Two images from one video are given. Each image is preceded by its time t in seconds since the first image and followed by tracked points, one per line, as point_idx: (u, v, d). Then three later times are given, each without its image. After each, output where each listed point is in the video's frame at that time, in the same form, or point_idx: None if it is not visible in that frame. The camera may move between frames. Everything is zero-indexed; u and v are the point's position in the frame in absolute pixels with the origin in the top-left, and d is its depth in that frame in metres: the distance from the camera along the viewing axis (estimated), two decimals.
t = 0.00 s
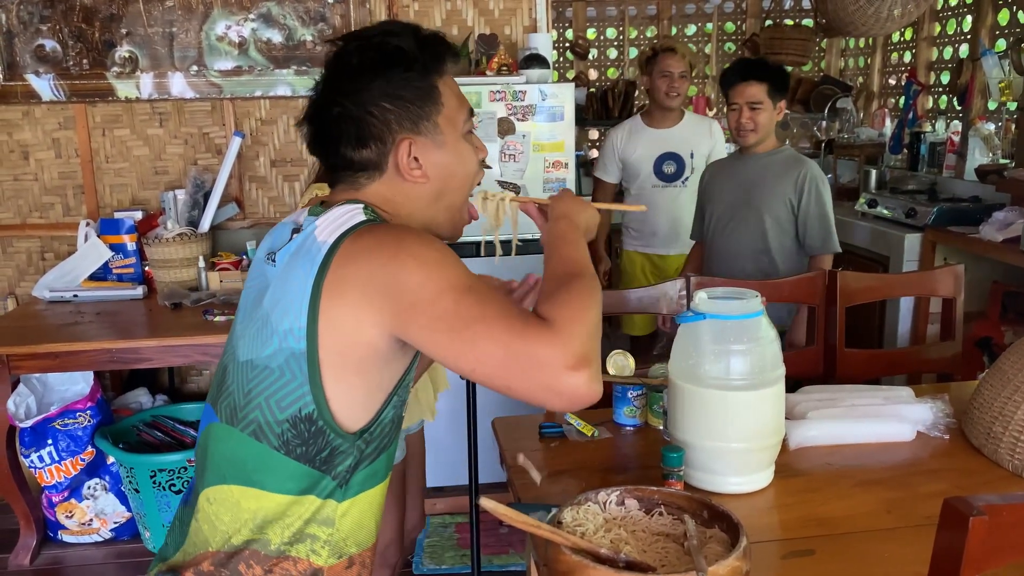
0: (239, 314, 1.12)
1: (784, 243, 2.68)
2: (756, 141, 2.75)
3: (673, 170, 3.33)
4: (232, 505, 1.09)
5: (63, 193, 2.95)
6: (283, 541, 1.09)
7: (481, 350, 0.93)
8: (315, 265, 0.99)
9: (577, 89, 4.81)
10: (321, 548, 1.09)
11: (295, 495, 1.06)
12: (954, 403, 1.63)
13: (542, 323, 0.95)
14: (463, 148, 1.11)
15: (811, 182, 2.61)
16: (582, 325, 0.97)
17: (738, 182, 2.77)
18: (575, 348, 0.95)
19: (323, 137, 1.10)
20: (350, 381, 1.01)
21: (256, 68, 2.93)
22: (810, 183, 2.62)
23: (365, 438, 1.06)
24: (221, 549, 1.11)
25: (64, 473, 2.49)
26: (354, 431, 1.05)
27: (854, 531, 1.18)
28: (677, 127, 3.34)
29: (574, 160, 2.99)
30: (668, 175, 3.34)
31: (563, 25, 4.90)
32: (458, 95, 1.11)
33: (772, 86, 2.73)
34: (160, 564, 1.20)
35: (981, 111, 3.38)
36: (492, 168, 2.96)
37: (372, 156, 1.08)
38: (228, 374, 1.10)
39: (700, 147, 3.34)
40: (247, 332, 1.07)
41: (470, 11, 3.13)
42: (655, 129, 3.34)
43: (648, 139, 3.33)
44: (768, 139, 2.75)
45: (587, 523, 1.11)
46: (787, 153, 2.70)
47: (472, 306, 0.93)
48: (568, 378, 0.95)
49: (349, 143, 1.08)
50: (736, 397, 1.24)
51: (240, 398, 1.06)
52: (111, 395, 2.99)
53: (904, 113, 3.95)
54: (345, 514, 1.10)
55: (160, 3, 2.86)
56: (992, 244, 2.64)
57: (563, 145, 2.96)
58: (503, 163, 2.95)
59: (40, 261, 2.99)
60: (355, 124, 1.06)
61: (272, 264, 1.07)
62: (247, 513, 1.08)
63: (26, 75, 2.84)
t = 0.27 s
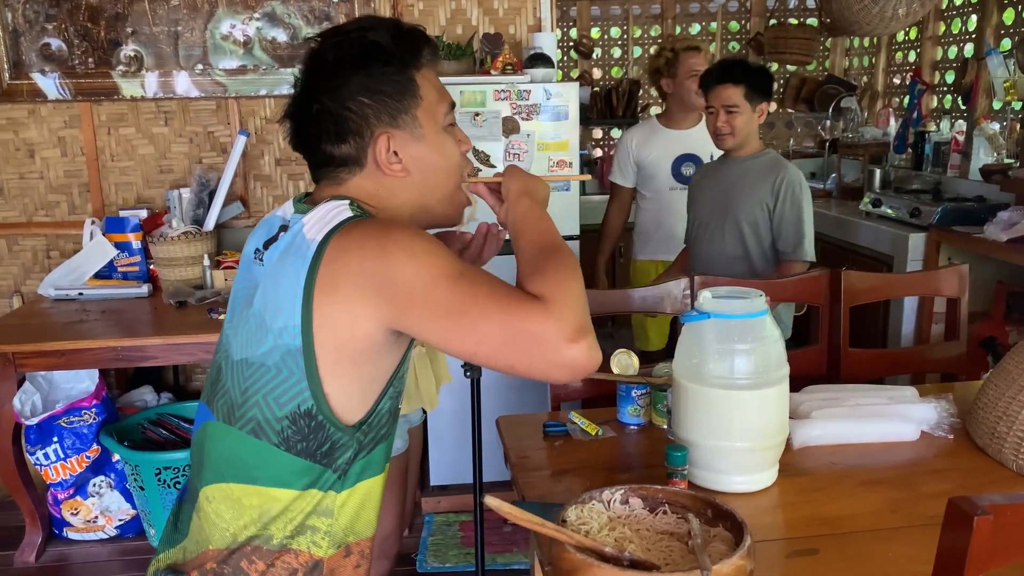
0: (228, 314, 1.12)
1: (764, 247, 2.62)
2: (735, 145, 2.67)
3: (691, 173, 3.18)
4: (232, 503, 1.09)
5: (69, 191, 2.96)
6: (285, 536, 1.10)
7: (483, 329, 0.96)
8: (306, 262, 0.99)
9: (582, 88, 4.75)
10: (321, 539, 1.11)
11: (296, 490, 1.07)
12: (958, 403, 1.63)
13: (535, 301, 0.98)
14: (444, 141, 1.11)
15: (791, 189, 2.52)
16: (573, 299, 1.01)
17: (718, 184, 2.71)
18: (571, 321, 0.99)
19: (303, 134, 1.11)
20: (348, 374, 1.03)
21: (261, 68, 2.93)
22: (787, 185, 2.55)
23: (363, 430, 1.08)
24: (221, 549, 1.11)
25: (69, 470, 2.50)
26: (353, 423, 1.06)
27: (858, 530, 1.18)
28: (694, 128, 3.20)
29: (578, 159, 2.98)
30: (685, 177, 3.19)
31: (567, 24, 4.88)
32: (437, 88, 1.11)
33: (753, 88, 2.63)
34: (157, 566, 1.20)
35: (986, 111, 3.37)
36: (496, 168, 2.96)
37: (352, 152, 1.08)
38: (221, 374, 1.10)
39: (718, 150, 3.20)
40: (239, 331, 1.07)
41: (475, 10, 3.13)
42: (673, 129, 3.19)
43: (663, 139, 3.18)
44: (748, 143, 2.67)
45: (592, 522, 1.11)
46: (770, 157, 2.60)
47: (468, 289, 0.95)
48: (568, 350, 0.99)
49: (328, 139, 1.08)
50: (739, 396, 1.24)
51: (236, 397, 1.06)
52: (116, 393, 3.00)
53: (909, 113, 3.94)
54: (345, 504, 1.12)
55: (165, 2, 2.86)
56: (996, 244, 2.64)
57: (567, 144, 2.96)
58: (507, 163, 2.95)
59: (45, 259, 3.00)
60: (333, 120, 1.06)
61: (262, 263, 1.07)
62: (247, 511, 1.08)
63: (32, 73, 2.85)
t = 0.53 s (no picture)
0: (216, 314, 1.12)
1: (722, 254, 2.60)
2: (688, 151, 2.66)
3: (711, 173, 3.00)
4: (232, 500, 1.09)
5: (76, 189, 2.97)
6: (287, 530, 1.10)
7: (478, 304, 0.95)
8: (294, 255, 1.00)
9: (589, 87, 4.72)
10: (323, 531, 1.11)
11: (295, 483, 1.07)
12: (965, 402, 1.63)
13: (526, 272, 0.98)
14: (426, 137, 1.11)
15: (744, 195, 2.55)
16: (564, 267, 1.01)
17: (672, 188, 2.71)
18: (565, 289, 0.99)
19: (286, 125, 1.10)
20: (343, 364, 1.03)
21: (268, 65, 2.94)
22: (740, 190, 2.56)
23: (360, 419, 1.09)
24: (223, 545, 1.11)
25: (77, 467, 2.52)
26: (349, 414, 1.07)
27: (866, 528, 1.18)
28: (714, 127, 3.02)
29: (585, 158, 2.98)
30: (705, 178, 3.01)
31: (574, 22, 4.84)
32: (422, 84, 1.12)
33: (708, 94, 2.65)
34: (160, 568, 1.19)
35: (994, 109, 3.35)
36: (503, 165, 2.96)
37: (334, 145, 1.08)
38: (214, 372, 1.10)
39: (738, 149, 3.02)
40: (228, 330, 1.07)
41: (481, 8, 3.13)
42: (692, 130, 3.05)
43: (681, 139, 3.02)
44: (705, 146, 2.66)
45: (598, 519, 1.11)
46: (722, 163, 2.62)
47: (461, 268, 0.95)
48: (563, 317, 0.98)
49: (311, 131, 1.08)
50: (746, 395, 1.24)
51: (229, 394, 1.06)
52: (123, 390, 3.01)
53: (916, 111, 3.91)
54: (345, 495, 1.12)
55: None
56: (1004, 243, 2.62)
57: (574, 143, 2.96)
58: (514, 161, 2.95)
59: (53, 257, 3.02)
60: (316, 111, 1.06)
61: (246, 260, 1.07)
62: (249, 506, 1.08)
63: (40, 71, 2.85)
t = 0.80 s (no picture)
0: (209, 314, 1.11)
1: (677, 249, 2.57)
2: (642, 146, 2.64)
3: (731, 176, 2.82)
4: (240, 501, 1.09)
5: (88, 184, 2.99)
6: (297, 528, 1.11)
7: (470, 303, 0.94)
8: (288, 255, 0.99)
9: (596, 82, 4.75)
10: (333, 529, 1.12)
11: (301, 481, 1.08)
12: (978, 400, 1.62)
13: (523, 273, 0.96)
14: (416, 131, 1.11)
15: (699, 186, 2.49)
16: (563, 267, 0.98)
17: (630, 183, 2.67)
18: (561, 291, 0.97)
19: (275, 113, 1.08)
20: (344, 362, 1.03)
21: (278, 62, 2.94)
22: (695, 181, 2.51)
23: (364, 416, 1.09)
24: (233, 548, 1.11)
25: (89, 461, 2.53)
26: (352, 410, 1.07)
27: (878, 526, 1.18)
28: (731, 125, 2.81)
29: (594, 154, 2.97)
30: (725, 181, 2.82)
31: (583, 17, 4.77)
32: (416, 78, 1.11)
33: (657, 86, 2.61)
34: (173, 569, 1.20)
35: (1006, 104, 3.30)
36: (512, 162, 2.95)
37: (326, 135, 1.06)
38: (212, 373, 1.10)
39: (759, 148, 2.81)
40: (223, 329, 1.07)
41: (491, 4, 3.13)
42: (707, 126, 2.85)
43: (696, 141, 2.83)
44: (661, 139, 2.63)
45: (609, 516, 1.11)
46: (681, 154, 2.58)
47: (454, 268, 0.94)
48: (559, 319, 0.96)
49: (304, 119, 1.06)
50: (759, 391, 1.24)
51: (230, 394, 1.07)
52: (134, 385, 3.03)
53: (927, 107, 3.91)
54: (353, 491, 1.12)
55: None
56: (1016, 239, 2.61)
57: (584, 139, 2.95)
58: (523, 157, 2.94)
59: (65, 252, 3.04)
60: (311, 100, 1.04)
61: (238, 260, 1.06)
62: (257, 507, 1.09)
63: (51, 67, 2.86)
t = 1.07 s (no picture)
0: (200, 313, 1.09)
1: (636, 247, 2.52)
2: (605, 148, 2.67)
3: (750, 174, 2.73)
4: (236, 511, 1.09)
5: (101, 179, 3.01)
6: (296, 543, 1.09)
7: (461, 335, 0.89)
8: (288, 265, 0.96)
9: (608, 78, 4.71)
10: (337, 547, 1.11)
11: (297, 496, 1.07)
12: (994, 397, 1.61)
13: (521, 309, 0.91)
14: (434, 151, 1.09)
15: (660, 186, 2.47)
16: (566, 306, 0.93)
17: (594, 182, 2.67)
18: (558, 332, 0.91)
19: (303, 98, 1.06)
20: (342, 377, 1.02)
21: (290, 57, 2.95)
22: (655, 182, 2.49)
23: (363, 430, 1.08)
24: (230, 559, 1.10)
25: (103, 455, 2.55)
26: (351, 423, 1.06)
27: (893, 522, 1.17)
28: (750, 122, 2.74)
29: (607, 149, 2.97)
30: (744, 179, 2.74)
31: (594, 12, 4.71)
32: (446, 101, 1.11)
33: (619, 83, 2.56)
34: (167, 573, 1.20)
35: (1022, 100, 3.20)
36: (524, 156, 2.94)
37: (349, 131, 1.04)
38: (208, 376, 1.08)
39: (780, 145, 2.74)
40: (218, 331, 1.05)
41: None
42: (726, 122, 2.75)
43: (714, 137, 2.74)
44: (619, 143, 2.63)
45: (623, 511, 1.11)
46: (644, 153, 2.55)
47: (451, 296, 0.90)
48: (551, 360, 0.91)
49: (334, 110, 1.04)
50: (774, 385, 1.23)
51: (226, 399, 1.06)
52: (147, 379, 3.05)
53: (942, 102, 3.91)
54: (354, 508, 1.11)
55: None
56: None
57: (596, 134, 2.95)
58: (535, 152, 2.94)
59: (78, 247, 3.06)
60: (346, 93, 1.03)
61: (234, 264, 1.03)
62: (252, 519, 1.08)
63: (65, 63, 2.88)
